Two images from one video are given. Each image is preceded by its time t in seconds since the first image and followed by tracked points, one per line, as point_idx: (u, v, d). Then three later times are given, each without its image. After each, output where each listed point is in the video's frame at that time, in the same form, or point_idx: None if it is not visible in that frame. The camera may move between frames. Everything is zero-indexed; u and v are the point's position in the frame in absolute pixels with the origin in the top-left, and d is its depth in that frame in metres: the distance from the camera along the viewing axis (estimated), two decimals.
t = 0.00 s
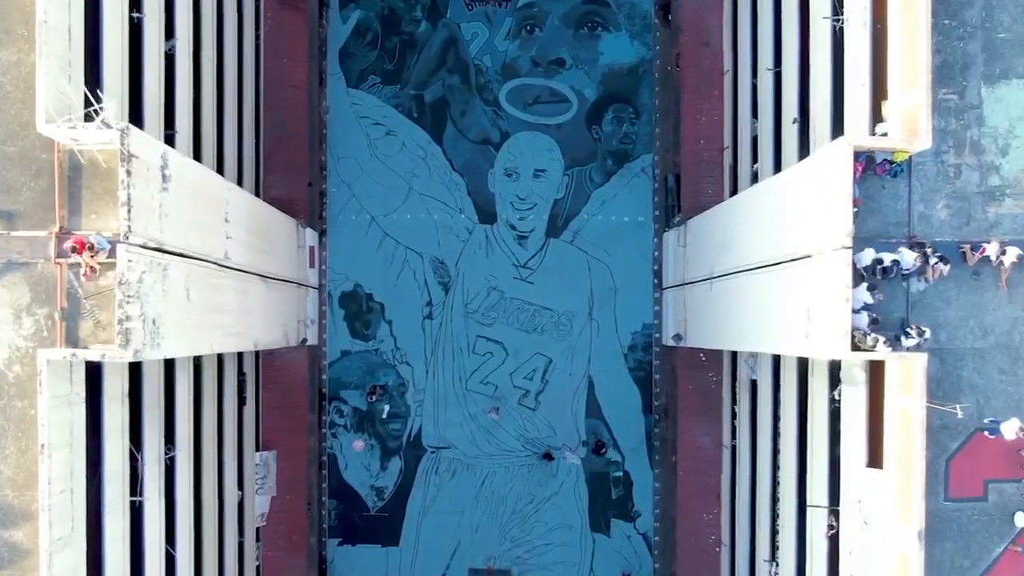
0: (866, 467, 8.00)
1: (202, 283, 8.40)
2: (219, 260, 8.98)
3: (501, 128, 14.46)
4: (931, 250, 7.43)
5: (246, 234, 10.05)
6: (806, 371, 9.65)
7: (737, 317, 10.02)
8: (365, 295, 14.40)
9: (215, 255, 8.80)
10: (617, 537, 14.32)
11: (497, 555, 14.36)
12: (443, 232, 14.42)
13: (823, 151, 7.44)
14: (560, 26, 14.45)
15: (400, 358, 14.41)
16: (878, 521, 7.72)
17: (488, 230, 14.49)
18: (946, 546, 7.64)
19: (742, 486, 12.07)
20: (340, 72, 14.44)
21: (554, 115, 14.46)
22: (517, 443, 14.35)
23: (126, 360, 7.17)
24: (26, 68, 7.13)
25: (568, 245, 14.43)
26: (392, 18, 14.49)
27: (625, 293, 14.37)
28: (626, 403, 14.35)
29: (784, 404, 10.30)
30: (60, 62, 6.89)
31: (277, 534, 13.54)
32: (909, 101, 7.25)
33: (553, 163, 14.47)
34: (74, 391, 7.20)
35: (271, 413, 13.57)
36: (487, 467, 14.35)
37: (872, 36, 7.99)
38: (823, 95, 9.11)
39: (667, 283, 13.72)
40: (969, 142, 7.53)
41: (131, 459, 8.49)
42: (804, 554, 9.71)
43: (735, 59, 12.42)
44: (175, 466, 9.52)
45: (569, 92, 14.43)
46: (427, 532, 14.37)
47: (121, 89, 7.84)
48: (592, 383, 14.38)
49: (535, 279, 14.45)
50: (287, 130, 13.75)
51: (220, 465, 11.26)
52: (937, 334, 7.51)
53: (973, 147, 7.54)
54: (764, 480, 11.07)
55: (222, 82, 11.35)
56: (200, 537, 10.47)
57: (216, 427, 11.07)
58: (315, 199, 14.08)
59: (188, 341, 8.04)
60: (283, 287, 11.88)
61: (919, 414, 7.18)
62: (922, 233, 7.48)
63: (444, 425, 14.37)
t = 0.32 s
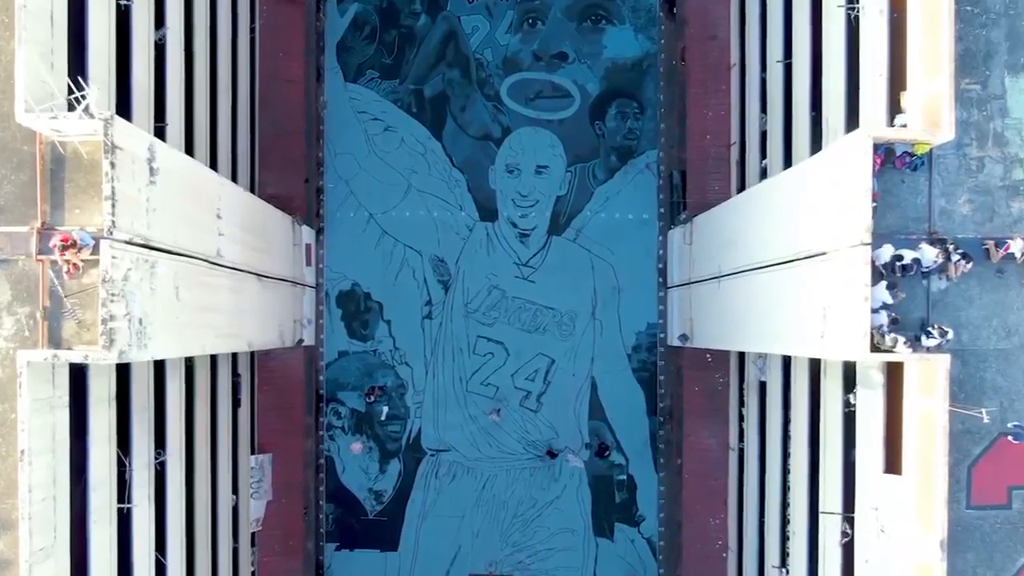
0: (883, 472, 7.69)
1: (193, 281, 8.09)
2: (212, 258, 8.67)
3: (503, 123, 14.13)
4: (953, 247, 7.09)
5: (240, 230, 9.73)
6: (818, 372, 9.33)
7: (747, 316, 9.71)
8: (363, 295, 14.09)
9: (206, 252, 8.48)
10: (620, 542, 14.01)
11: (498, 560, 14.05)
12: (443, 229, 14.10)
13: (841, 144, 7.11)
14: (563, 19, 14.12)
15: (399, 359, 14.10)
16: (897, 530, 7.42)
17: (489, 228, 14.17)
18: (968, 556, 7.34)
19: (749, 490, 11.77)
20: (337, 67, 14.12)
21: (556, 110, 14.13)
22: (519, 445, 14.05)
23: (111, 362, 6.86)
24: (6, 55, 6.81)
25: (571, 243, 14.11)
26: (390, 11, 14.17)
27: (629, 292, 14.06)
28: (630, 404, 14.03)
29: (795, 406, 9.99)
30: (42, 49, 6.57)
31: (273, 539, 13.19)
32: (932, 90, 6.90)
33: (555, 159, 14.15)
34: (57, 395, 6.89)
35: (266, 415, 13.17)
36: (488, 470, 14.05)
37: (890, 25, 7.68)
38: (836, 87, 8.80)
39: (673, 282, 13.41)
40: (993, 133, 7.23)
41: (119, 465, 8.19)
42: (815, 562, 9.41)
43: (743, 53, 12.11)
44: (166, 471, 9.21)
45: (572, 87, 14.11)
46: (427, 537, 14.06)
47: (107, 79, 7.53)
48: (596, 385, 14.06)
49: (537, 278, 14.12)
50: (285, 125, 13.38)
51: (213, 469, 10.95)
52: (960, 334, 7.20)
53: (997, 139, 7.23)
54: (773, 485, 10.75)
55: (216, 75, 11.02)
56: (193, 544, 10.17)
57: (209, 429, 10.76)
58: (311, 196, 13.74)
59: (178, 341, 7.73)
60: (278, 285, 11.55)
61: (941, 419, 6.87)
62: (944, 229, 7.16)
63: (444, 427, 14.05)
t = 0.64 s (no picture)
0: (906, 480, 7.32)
1: (180, 278, 7.71)
2: (201, 255, 8.30)
3: (504, 117, 13.74)
4: (981, 242, 6.71)
5: (231, 226, 9.35)
6: (834, 374, 8.95)
7: (759, 315, 9.33)
8: (360, 293, 13.70)
9: (195, 248, 8.10)
10: (625, 548, 13.63)
11: (500, 566, 13.70)
12: (442, 226, 13.72)
13: (864, 133, 6.74)
14: (565, 10, 13.73)
15: (398, 359, 13.71)
16: (921, 541, 7.05)
17: (490, 224, 13.78)
18: (997, 568, 7.02)
19: (759, 496, 11.40)
20: (334, 59, 13.74)
21: (559, 104, 13.74)
22: (521, 448, 13.67)
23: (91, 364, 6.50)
24: None
25: (574, 241, 13.73)
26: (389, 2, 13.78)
27: (634, 291, 13.68)
28: (634, 406, 13.65)
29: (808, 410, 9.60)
30: (15, 30, 6.20)
31: (267, 545, 12.95)
32: (958, 76, 6.56)
33: (558, 154, 13.76)
34: (34, 398, 6.52)
35: (260, 418, 12.94)
36: (488, 474, 13.68)
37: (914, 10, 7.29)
38: (854, 76, 8.43)
39: (679, 280, 13.04)
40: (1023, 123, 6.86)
41: (102, 472, 7.81)
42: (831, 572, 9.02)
43: (753, 44, 11.74)
44: (153, 477, 8.83)
45: (575, 80, 13.73)
46: (426, 543, 13.70)
47: (88, 65, 7.15)
48: (599, 386, 13.68)
49: (539, 276, 13.74)
50: (279, 119, 13.12)
51: (205, 475, 10.57)
52: (988, 335, 6.83)
53: None
54: (784, 491, 10.38)
55: (208, 65, 10.64)
56: (182, 553, 9.79)
57: (200, 432, 10.38)
58: (308, 191, 13.39)
59: (164, 341, 7.36)
60: (272, 284, 11.18)
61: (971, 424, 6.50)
62: (972, 223, 6.78)
63: (443, 429, 13.67)
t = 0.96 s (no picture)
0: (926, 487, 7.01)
1: (168, 276, 7.39)
2: (191, 251, 7.98)
3: (506, 112, 13.42)
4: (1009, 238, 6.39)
5: (223, 222, 9.02)
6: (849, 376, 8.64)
7: (770, 315, 9.01)
8: (358, 292, 13.38)
9: (184, 245, 7.78)
10: (629, 553, 13.33)
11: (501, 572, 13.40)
12: (442, 224, 13.39)
13: (884, 123, 6.43)
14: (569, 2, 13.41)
15: (397, 360, 13.39)
16: (943, 551, 6.75)
17: (491, 222, 13.46)
18: None
19: (767, 500, 11.09)
20: (331, 52, 13.42)
21: (562, 98, 13.42)
22: (522, 451, 13.36)
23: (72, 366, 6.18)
24: None
25: (577, 239, 13.41)
26: None
27: (639, 290, 13.36)
28: (639, 408, 13.32)
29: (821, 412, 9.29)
30: None
31: (263, 551, 12.48)
32: (983, 63, 6.25)
33: (561, 150, 13.45)
34: (11, 402, 6.37)
35: (256, 420, 12.46)
36: (489, 477, 13.37)
37: None
38: (870, 66, 8.11)
39: (685, 278, 12.73)
40: None
41: (86, 479, 7.51)
42: None
43: (762, 36, 11.42)
44: (142, 482, 8.51)
45: (579, 74, 13.41)
46: (426, 548, 13.38)
47: (71, 52, 6.84)
48: (603, 387, 13.36)
49: (541, 275, 13.41)
50: (275, 113, 12.65)
51: (197, 480, 10.24)
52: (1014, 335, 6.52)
53: None
54: (795, 497, 10.06)
55: (200, 56, 10.32)
56: (173, 560, 9.46)
57: (192, 436, 10.05)
58: (303, 187, 13.14)
59: (151, 342, 7.05)
60: (267, 283, 10.86)
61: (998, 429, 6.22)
62: (997, 217, 6.45)
63: (443, 432, 13.36)
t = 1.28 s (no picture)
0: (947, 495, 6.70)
1: (154, 274, 7.07)
2: (180, 249, 7.66)
3: (506, 107, 13.09)
4: None
5: (215, 218, 8.71)
6: (863, 378, 8.34)
7: (782, 314, 8.69)
8: (355, 292, 13.06)
9: (172, 242, 7.45)
10: (633, 559, 13.04)
11: None
12: (441, 221, 13.06)
13: (907, 112, 6.11)
14: None
15: (395, 361, 13.06)
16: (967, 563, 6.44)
17: (491, 220, 13.14)
18: None
19: (776, 506, 10.77)
20: (328, 46, 13.10)
21: (564, 92, 13.10)
22: (524, 454, 13.05)
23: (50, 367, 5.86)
24: None
25: (580, 236, 13.08)
26: None
27: (643, 289, 13.05)
28: (643, 410, 13.01)
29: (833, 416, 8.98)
30: None
31: (256, 557, 12.14)
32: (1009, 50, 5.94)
33: (563, 146, 13.11)
34: None
35: (250, 423, 12.10)
36: (490, 481, 13.07)
37: None
38: (886, 55, 7.79)
39: (691, 277, 12.41)
40: None
41: (68, 487, 7.17)
42: None
43: (771, 28, 11.10)
44: (129, 487, 8.20)
45: (581, 68, 13.08)
46: (425, 555, 13.06)
47: (51, 37, 6.52)
48: (606, 389, 13.04)
49: (543, 274, 13.09)
50: (269, 109, 12.28)
51: (188, 485, 9.91)
52: None
53: None
54: (806, 502, 9.75)
55: (192, 47, 9.99)
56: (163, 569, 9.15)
57: (183, 439, 9.73)
58: (301, 184, 12.69)
59: (136, 343, 6.73)
60: (261, 281, 10.55)
61: None
62: None
63: (442, 435, 13.04)
